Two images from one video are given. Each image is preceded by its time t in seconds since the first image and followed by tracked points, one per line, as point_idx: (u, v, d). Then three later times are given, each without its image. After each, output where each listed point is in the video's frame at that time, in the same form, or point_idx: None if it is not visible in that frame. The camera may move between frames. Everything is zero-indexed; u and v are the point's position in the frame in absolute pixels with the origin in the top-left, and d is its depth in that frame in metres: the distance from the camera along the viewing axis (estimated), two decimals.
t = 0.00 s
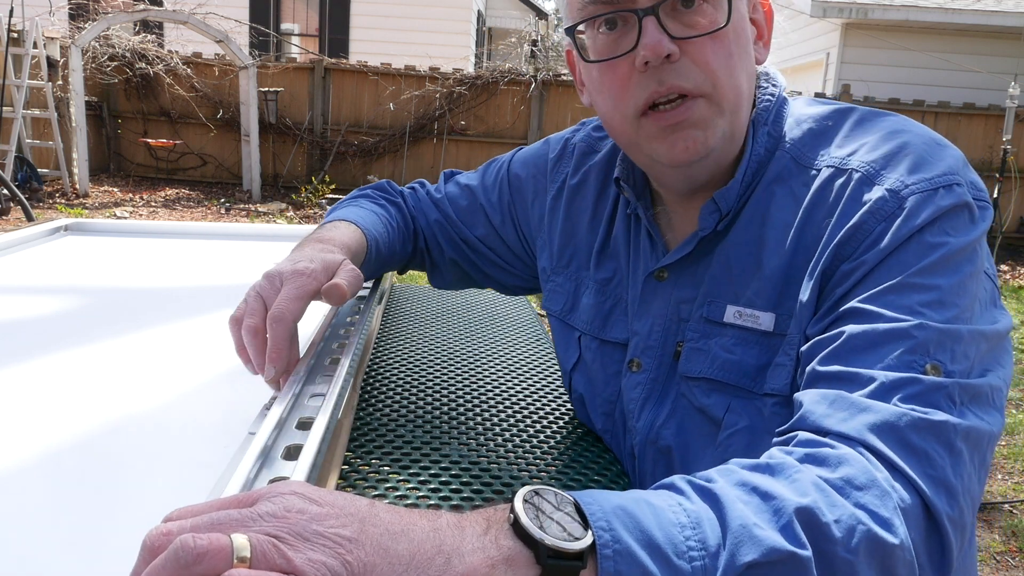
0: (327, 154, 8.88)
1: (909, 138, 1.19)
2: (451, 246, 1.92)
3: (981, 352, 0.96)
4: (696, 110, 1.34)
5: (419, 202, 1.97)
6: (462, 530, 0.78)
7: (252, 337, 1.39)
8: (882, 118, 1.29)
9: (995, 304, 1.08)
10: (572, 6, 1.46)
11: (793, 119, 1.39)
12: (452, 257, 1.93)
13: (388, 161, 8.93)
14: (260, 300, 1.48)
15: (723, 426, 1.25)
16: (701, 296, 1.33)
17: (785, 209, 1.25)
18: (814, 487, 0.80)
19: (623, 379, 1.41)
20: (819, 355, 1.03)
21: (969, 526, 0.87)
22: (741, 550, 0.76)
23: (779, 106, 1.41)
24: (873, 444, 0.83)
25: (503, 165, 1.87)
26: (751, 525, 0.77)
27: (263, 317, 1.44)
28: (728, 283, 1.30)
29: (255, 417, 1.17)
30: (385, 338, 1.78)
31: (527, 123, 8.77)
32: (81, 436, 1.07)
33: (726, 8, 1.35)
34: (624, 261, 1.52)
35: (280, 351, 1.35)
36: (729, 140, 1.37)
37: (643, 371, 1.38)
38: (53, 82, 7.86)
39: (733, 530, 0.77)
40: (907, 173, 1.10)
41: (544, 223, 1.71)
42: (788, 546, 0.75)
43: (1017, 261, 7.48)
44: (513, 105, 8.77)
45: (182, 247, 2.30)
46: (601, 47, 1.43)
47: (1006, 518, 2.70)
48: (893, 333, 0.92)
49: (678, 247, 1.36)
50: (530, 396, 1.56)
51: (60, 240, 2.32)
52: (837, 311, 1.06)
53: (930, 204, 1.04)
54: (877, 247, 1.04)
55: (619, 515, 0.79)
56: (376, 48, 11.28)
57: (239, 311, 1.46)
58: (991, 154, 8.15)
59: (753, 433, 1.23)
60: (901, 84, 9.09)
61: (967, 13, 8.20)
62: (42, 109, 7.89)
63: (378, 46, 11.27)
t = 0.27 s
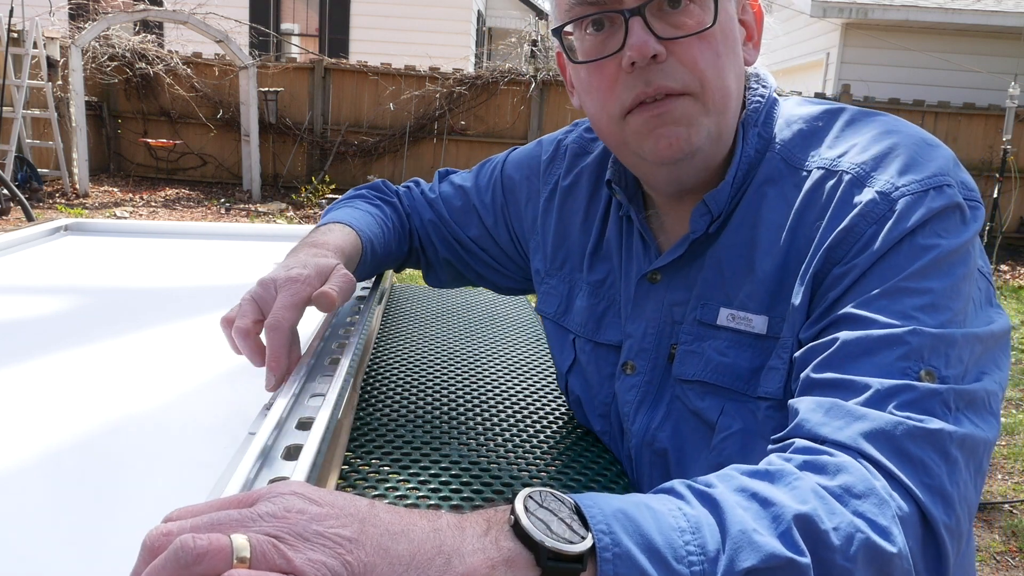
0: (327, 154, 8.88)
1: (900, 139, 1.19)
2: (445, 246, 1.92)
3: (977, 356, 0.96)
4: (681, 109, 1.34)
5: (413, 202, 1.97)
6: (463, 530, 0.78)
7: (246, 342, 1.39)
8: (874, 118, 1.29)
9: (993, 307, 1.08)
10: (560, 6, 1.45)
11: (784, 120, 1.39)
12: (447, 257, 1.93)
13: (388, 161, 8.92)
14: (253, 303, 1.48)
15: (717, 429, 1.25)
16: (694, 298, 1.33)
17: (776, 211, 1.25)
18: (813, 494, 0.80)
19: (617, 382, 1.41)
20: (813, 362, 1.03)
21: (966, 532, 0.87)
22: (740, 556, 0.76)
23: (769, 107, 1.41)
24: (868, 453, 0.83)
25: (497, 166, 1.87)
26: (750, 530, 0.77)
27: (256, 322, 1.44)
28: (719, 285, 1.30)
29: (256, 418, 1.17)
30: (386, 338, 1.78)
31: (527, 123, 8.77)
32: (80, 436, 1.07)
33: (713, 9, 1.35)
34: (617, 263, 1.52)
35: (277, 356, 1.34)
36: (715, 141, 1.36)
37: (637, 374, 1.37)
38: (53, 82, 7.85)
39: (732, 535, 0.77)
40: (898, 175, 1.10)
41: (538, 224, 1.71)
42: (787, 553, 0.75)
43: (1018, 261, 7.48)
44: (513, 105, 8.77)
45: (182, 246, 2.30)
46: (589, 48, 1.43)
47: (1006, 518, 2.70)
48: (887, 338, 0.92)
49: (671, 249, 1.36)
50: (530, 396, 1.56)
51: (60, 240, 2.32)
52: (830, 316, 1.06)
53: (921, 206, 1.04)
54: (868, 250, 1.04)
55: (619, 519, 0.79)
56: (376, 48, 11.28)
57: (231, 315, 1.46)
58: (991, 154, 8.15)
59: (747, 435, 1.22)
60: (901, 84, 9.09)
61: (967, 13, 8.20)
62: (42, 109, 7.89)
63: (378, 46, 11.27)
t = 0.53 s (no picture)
0: (327, 154, 8.88)
1: (899, 138, 1.18)
2: (447, 248, 1.92)
3: (977, 356, 0.96)
4: (679, 107, 1.34)
5: (414, 204, 1.97)
6: (462, 530, 0.78)
7: (251, 351, 1.38)
8: (873, 118, 1.28)
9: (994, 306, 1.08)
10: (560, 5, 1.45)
11: (783, 120, 1.38)
12: (447, 257, 1.93)
13: (388, 161, 8.92)
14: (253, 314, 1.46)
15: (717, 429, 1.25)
16: (693, 298, 1.33)
17: (776, 210, 1.25)
18: (813, 493, 0.80)
19: (617, 381, 1.41)
20: (813, 362, 1.03)
21: (966, 531, 0.87)
22: (740, 554, 0.76)
23: (769, 107, 1.40)
24: (868, 451, 0.83)
25: (497, 167, 1.87)
26: (750, 529, 0.77)
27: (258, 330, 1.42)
28: (719, 283, 1.30)
29: (255, 418, 1.16)
30: (386, 337, 1.78)
31: (527, 123, 8.77)
32: (80, 436, 1.07)
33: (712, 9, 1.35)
34: (617, 263, 1.52)
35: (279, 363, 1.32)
36: (714, 138, 1.36)
37: (638, 374, 1.37)
38: (53, 82, 7.85)
39: (732, 534, 0.77)
40: (897, 175, 1.10)
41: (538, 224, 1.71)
42: (787, 552, 0.75)
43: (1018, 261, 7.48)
44: (513, 105, 8.77)
45: (182, 246, 2.30)
46: (589, 45, 1.42)
47: (1006, 518, 2.70)
48: (887, 338, 0.92)
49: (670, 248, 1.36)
50: (530, 396, 1.56)
51: (60, 240, 2.31)
52: (829, 315, 1.06)
53: (920, 206, 1.03)
54: (868, 250, 1.04)
55: (619, 518, 0.79)
56: (376, 48, 11.27)
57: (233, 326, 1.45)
58: (991, 154, 8.15)
59: (747, 434, 1.22)
60: (901, 84, 9.09)
61: (967, 13, 8.19)
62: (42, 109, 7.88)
63: (378, 46, 11.27)
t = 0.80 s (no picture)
0: (327, 154, 8.88)
1: (905, 140, 1.19)
2: (449, 246, 1.92)
3: (978, 355, 0.96)
4: (644, 127, 1.34)
5: (417, 202, 1.97)
6: (462, 529, 0.78)
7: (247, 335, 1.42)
8: (880, 120, 1.28)
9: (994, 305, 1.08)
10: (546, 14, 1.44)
11: (790, 120, 1.38)
12: (450, 256, 1.93)
13: (388, 162, 8.92)
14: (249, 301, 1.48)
15: (720, 426, 1.25)
16: (698, 296, 1.34)
17: (782, 211, 1.25)
18: (812, 489, 0.80)
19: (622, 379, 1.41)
20: (815, 358, 1.03)
21: (965, 527, 0.87)
22: (740, 551, 0.76)
23: (777, 108, 1.39)
24: (869, 446, 0.83)
25: (501, 165, 1.87)
26: (750, 526, 0.77)
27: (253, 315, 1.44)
28: (725, 282, 1.31)
29: (255, 418, 1.16)
30: (386, 338, 1.78)
31: (527, 123, 8.77)
32: (80, 436, 1.07)
33: (692, 18, 1.29)
34: (623, 263, 1.52)
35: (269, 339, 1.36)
36: (682, 153, 1.36)
37: (641, 372, 1.38)
38: (53, 82, 7.85)
39: (732, 531, 0.77)
40: (903, 175, 1.10)
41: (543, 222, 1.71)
42: (786, 548, 0.75)
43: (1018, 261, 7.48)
44: (513, 105, 8.77)
45: (182, 246, 2.30)
46: (569, 56, 1.42)
47: (1007, 518, 2.70)
48: (890, 334, 0.92)
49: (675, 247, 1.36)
50: (530, 396, 1.56)
51: (60, 240, 2.32)
52: (834, 311, 1.06)
53: (925, 207, 1.04)
54: (873, 249, 1.04)
55: (619, 515, 0.79)
56: (376, 48, 11.27)
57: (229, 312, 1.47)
58: (991, 153, 8.15)
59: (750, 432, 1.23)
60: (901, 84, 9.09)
61: (967, 13, 8.19)
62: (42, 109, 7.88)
63: (378, 46, 11.27)
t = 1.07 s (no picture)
0: (327, 154, 8.88)
1: (911, 142, 1.19)
2: (448, 238, 1.90)
3: (980, 356, 0.96)
4: (595, 140, 1.37)
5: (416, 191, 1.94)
6: (462, 527, 0.78)
7: (231, 323, 1.37)
8: (888, 122, 1.28)
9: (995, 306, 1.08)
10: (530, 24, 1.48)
11: (797, 123, 1.38)
12: (449, 250, 1.91)
13: (388, 162, 8.92)
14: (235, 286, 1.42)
15: (722, 426, 1.26)
16: (701, 296, 1.34)
17: (787, 213, 1.25)
18: (812, 488, 0.80)
19: (625, 378, 1.41)
20: (819, 358, 1.03)
21: (966, 527, 0.87)
22: (740, 550, 0.76)
23: (787, 111, 1.39)
24: (872, 445, 0.83)
25: (504, 158, 1.87)
26: (750, 525, 0.77)
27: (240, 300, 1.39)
28: (728, 285, 1.31)
29: (255, 418, 1.16)
30: (386, 338, 1.78)
31: (527, 123, 8.77)
32: (80, 435, 1.07)
33: (643, 34, 1.29)
34: (628, 263, 1.52)
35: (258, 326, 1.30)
36: (638, 167, 1.36)
37: (644, 371, 1.38)
38: (53, 82, 7.84)
39: (732, 530, 0.77)
40: (909, 178, 1.11)
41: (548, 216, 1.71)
42: (787, 547, 0.75)
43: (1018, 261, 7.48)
44: (513, 105, 8.77)
45: (181, 246, 2.30)
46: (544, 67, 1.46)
47: (1006, 518, 2.70)
48: (894, 335, 0.92)
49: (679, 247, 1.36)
50: (530, 395, 1.56)
51: (60, 240, 2.32)
52: (838, 312, 1.05)
53: (932, 209, 1.04)
54: (879, 250, 1.04)
55: (619, 514, 0.79)
56: (376, 48, 11.27)
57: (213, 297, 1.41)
58: (992, 153, 8.15)
59: (753, 433, 1.24)
60: (901, 84, 9.09)
61: (967, 13, 8.19)
62: (42, 109, 7.88)
63: (378, 47, 11.27)
